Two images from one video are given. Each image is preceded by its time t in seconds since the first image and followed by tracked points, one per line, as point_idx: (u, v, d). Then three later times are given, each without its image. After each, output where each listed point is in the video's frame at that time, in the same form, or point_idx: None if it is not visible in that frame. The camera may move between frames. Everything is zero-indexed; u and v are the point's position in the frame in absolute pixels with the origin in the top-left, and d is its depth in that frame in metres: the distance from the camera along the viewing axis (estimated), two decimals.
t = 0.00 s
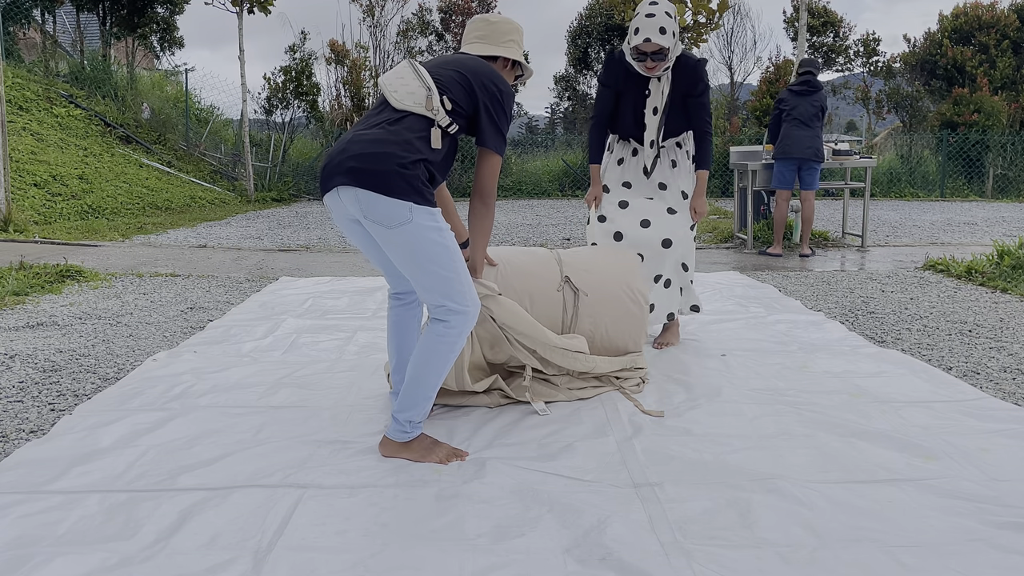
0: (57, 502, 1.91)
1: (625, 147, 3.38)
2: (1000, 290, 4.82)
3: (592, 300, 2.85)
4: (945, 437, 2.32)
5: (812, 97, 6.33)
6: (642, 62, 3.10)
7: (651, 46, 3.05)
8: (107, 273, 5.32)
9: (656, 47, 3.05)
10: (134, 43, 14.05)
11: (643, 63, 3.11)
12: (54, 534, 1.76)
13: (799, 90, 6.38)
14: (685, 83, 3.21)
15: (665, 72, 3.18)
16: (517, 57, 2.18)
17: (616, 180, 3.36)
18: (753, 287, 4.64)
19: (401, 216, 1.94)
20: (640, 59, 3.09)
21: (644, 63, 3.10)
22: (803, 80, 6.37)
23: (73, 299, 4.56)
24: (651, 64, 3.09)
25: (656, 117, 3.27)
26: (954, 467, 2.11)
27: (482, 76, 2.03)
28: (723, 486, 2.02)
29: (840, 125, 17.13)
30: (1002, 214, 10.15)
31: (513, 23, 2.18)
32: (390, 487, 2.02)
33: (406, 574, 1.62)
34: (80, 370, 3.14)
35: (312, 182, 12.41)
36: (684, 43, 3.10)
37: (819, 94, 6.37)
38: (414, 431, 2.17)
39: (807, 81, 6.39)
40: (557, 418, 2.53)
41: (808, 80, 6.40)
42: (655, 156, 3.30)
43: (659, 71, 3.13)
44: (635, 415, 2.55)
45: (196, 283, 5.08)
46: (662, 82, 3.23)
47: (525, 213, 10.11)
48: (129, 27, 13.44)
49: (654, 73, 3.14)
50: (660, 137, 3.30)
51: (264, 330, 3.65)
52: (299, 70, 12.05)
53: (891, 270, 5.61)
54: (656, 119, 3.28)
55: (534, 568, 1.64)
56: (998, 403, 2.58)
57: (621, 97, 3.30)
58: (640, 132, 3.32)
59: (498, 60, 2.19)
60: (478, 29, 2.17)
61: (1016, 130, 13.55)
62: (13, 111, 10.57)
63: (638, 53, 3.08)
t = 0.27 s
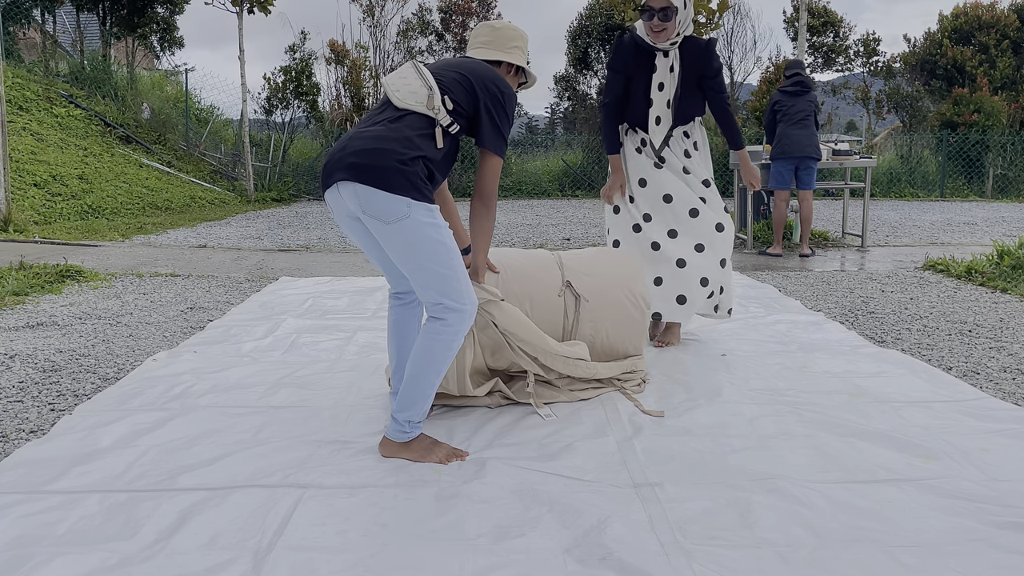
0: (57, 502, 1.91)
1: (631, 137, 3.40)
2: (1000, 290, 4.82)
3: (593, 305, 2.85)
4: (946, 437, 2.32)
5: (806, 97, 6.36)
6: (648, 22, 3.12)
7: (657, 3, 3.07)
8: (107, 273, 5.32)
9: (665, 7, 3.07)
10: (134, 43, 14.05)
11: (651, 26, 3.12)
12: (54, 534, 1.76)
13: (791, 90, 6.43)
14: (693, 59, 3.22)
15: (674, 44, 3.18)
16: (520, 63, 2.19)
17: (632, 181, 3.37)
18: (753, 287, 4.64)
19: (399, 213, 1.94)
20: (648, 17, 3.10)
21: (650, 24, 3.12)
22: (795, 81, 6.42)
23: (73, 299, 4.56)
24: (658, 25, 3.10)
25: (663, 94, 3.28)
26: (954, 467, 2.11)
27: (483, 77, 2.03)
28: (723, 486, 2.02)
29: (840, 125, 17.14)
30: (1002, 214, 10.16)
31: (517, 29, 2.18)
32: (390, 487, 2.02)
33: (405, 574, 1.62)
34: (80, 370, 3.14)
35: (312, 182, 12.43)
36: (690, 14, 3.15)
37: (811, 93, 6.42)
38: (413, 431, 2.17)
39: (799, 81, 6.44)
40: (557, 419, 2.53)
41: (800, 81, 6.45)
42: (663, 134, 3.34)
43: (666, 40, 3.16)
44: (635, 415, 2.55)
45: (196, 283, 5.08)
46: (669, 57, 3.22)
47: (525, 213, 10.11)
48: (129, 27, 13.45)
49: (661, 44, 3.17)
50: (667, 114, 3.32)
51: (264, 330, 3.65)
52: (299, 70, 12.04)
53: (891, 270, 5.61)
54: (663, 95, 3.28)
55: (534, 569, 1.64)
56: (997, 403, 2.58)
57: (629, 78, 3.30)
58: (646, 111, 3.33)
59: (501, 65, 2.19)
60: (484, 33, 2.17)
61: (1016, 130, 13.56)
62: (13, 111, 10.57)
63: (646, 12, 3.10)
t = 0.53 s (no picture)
0: (57, 502, 1.91)
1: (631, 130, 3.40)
2: (1000, 290, 4.82)
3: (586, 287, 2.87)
4: (946, 437, 2.32)
5: (801, 97, 6.39)
6: None
7: None
8: (107, 273, 5.32)
9: None
10: (134, 43, 14.05)
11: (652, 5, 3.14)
12: (54, 534, 1.76)
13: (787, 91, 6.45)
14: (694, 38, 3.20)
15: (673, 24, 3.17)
16: (521, 87, 2.21)
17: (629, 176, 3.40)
18: (753, 287, 4.64)
19: (393, 215, 1.94)
20: None
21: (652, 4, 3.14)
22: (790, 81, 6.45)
23: (73, 299, 4.56)
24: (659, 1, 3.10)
25: (664, 72, 3.24)
26: (954, 467, 2.11)
27: (480, 89, 2.04)
28: (723, 486, 2.02)
29: (840, 125, 17.13)
30: (1002, 214, 10.15)
31: (520, 56, 2.20)
32: (390, 487, 2.02)
33: (405, 574, 1.62)
34: (80, 370, 3.14)
35: (312, 182, 12.43)
36: None
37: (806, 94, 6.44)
38: (414, 431, 2.17)
39: (794, 82, 6.47)
40: (557, 419, 2.53)
41: (795, 81, 6.48)
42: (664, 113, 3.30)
43: (669, 18, 3.16)
44: (635, 415, 2.55)
45: (196, 282, 5.08)
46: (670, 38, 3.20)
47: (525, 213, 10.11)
48: (129, 27, 13.45)
49: (664, 23, 3.18)
50: (669, 92, 3.28)
51: (264, 330, 3.65)
52: (299, 70, 12.03)
53: (891, 270, 5.61)
54: (663, 74, 3.25)
55: (534, 568, 1.64)
56: (998, 403, 2.58)
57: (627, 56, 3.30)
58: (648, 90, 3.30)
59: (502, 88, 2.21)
60: (487, 58, 2.21)
61: (1016, 130, 13.55)
62: (13, 111, 10.57)
63: None
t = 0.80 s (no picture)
0: (57, 502, 1.91)
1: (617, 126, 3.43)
2: (1000, 290, 4.82)
3: (576, 262, 3.06)
4: (946, 437, 2.32)
5: (800, 97, 6.39)
6: None
7: None
8: (107, 273, 5.32)
9: None
10: (134, 43, 14.05)
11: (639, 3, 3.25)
12: (54, 534, 1.76)
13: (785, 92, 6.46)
14: (678, 35, 3.32)
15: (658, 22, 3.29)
16: (518, 95, 2.21)
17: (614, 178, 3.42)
18: (753, 287, 4.64)
19: (380, 219, 1.94)
20: None
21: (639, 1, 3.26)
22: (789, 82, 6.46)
23: (73, 299, 4.55)
24: None
25: (654, 68, 3.31)
26: (954, 467, 2.11)
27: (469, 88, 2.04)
28: (723, 486, 2.01)
29: (841, 125, 17.13)
30: (1002, 214, 10.15)
31: (517, 64, 2.21)
32: (390, 488, 2.02)
33: (405, 574, 1.62)
34: (80, 370, 3.14)
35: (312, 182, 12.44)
36: None
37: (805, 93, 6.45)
38: (413, 432, 2.17)
39: (793, 82, 6.48)
40: (557, 419, 2.53)
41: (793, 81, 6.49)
42: (658, 106, 3.36)
43: (654, 16, 3.28)
44: (635, 415, 2.55)
45: (196, 283, 5.08)
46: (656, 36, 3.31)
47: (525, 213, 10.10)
48: (129, 27, 13.44)
49: (650, 21, 3.30)
50: (660, 86, 3.35)
51: (264, 330, 3.65)
52: (299, 70, 12.01)
53: (891, 270, 5.61)
54: (653, 69, 3.32)
55: (534, 568, 1.64)
56: (998, 403, 2.58)
57: (610, 52, 3.40)
58: (638, 84, 3.35)
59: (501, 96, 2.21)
60: (485, 64, 2.20)
61: (1016, 130, 13.54)
62: (13, 111, 10.57)
63: None
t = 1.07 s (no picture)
0: (57, 502, 1.91)
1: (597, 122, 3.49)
2: (1000, 290, 4.82)
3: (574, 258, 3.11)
4: (945, 437, 2.32)
5: (800, 97, 6.39)
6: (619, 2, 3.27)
7: None
8: (107, 273, 5.32)
9: None
10: (134, 43, 14.05)
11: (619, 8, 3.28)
12: (54, 534, 1.76)
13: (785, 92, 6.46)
14: (662, 39, 3.35)
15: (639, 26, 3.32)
16: (517, 86, 2.18)
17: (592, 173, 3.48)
18: (753, 287, 4.64)
19: (377, 213, 1.95)
20: None
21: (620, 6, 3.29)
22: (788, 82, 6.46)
23: (73, 299, 4.56)
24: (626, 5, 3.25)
25: (629, 68, 3.36)
26: (954, 467, 2.11)
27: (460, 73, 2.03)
28: (723, 486, 2.02)
29: (841, 125, 17.14)
30: (1002, 215, 10.16)
31: (517, 54, 2.16)
32: (390, 487, 2.02)
33: (405, 574, 1.62)
34: (80, 370, 3.14)
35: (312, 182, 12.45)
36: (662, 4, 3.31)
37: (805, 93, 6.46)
38: (413, 431, 2.17)
39: (792, 82, 6.48)
40: (558, 418, 2.53)
41: (792, 81, 6.50)
42: (626, 105, 3.38)
43: (637, 18, 3.32)
44: (635, 415, 2.55)
45: (196, 283, 5.09)
46: (637, 37, 3.34)
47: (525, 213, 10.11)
48: (129, 27, 13.44)
49: (633, 22, 3.33)
50: (632, 85, 3.37)
51: (264, 330, 3.65)
52: (299, 70, 12.00)
53: (891, 270, 5.62)
54: (628, 69, 3.36)
55: (533, 568, 1.65)
56: (997, 403, 2.58)
57: (592, 51, 3.45)
58: (612, 81, 3.40)
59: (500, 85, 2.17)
60: (484, 54, 2.16)
61: (1016, 130, 13.55)
62: (13, 111, 10.57)
63: None
